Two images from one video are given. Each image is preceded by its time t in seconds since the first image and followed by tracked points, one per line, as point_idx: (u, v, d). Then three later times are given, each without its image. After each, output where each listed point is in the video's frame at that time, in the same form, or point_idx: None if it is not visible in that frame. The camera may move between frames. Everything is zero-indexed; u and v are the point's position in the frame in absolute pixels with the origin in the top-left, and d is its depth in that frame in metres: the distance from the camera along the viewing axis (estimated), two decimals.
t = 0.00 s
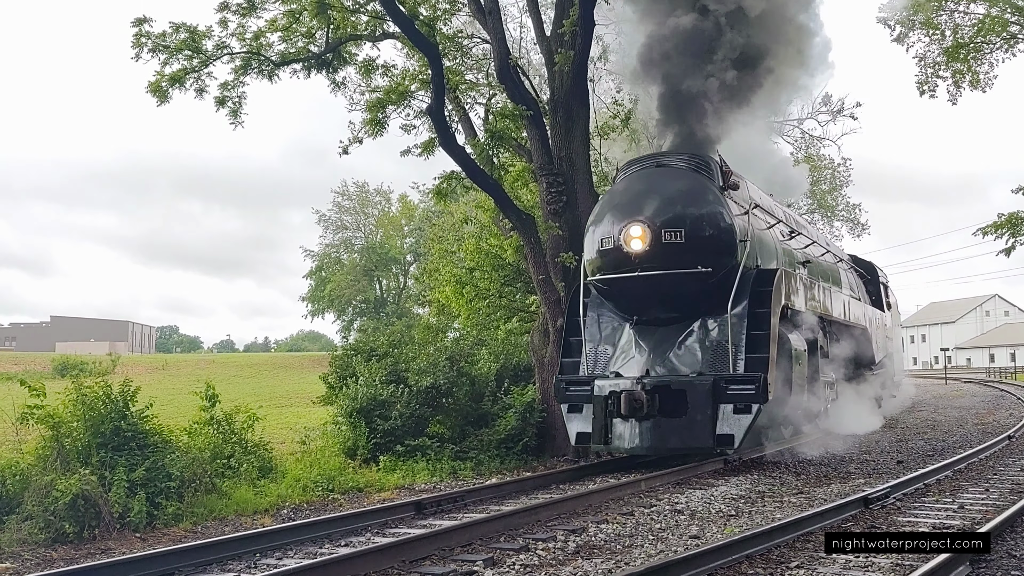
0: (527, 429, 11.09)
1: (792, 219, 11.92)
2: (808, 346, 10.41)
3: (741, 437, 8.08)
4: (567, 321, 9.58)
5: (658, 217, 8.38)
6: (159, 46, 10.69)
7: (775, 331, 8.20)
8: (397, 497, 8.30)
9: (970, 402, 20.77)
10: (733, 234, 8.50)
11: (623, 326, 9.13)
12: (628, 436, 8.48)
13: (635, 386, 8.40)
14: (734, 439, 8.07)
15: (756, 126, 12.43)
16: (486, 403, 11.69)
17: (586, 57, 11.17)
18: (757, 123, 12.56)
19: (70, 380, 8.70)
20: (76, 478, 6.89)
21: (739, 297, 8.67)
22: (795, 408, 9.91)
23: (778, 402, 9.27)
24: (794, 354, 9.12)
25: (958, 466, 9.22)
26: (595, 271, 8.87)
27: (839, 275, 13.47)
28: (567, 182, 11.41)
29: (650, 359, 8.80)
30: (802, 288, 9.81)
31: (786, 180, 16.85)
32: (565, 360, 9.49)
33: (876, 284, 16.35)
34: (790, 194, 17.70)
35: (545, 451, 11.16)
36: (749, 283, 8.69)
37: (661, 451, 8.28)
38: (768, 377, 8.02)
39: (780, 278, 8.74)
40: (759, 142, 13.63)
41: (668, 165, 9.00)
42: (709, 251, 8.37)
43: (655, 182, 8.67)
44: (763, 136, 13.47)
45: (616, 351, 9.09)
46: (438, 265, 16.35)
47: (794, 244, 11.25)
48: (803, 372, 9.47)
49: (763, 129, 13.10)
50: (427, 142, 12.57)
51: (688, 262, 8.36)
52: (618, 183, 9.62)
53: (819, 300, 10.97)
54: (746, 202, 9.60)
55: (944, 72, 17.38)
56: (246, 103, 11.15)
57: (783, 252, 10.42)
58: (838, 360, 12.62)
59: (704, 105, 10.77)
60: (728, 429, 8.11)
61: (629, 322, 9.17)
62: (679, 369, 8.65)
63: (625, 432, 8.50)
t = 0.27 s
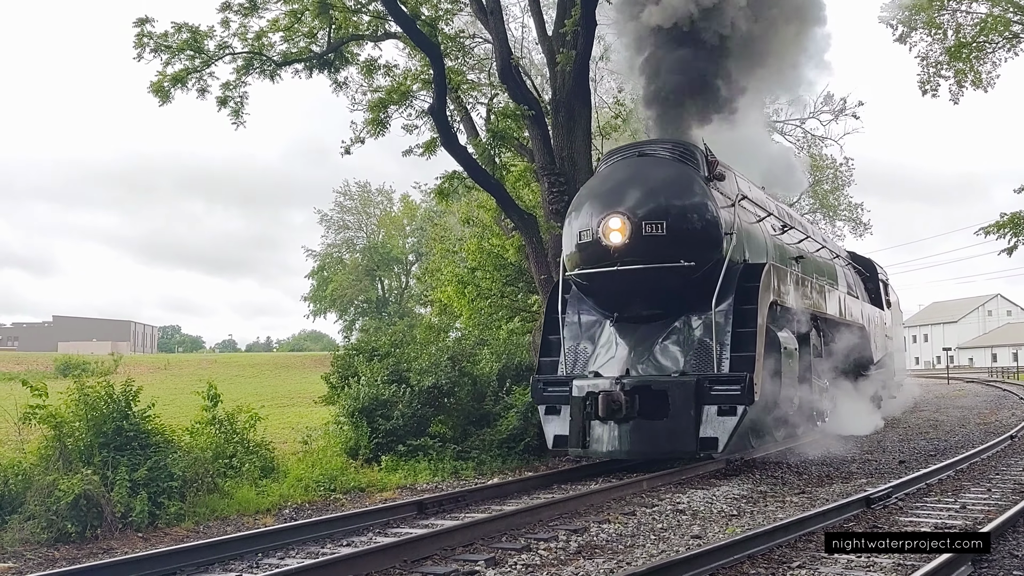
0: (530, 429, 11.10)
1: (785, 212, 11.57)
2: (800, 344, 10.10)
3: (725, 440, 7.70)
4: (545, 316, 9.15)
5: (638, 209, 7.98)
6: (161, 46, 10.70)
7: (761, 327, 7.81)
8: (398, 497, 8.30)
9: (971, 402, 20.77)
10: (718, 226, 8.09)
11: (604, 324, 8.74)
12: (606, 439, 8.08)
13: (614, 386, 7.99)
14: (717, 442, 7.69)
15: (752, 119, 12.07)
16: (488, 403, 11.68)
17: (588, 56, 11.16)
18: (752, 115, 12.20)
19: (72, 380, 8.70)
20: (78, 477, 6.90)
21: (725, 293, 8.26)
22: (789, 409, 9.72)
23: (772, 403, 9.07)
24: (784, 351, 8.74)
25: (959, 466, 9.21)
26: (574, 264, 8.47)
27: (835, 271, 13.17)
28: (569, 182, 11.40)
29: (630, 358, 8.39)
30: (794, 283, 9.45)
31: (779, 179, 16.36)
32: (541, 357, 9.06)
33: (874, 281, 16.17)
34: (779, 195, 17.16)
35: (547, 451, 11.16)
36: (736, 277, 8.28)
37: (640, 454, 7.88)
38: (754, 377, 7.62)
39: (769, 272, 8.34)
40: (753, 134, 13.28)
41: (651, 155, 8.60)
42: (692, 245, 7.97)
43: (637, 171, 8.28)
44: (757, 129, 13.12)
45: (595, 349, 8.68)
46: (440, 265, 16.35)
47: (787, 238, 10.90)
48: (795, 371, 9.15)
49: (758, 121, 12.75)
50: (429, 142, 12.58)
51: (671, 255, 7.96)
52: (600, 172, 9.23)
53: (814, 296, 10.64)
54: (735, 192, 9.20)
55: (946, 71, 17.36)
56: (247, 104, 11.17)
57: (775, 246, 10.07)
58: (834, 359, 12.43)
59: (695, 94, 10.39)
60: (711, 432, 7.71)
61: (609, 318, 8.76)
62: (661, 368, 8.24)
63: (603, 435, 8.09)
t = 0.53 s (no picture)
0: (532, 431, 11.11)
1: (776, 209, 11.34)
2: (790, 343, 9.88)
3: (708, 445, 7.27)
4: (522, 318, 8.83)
5: (616, 201, 7.65)
6: (163, 48, 10.72)
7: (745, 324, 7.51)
8: (400, 498, 8.30)
9: (973, 403, 20.77)
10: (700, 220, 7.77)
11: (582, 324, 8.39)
12: (581, 445, 7.59)
13: (590, 388, 7.59)
14: (699, 447, 7.25)
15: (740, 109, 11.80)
16: (490, 404, 11.68)
17: (590, 57, 11.16)
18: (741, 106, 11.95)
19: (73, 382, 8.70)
20: (80, 479, 6.90)
21: (708, 291, 7.91)
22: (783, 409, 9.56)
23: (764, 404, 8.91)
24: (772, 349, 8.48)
25: (962, 467, 9.19)
26: (550, 260, 8.15)
27: (829, 269, 12.95)
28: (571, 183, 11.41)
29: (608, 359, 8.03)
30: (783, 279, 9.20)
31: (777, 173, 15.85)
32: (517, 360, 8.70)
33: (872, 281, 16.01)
34: (775, 195, 16.77)
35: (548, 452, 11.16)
36: (719, 274, 7.95)
37: (617, 461, 7.39)
38: (738, 378, 7.24)
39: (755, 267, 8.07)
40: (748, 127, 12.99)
41: (633, 147, 8.31)
42: (674, 239, 7.62)
43: (615, 161, 7.97)
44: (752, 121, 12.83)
45: (571, 350, 8.32)
46: (442, 266, 16.36)
47: (776, 234, 10.66)
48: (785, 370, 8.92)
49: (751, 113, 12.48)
50: (431, 144, 12.59)
51: (650, 250, 7.61)
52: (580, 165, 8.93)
53: (806, 293, 10.40)
54: (718, 186, 8.95)
55: (947, 73, 17.36)
56: (249, 105, 11.18)
57: (763, 242, 9.83)
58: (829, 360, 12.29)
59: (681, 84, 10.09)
60: (693, 437, 7.28)
61: (587, 319, 8.42)
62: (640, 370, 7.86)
63: (576, 442, 7.60)
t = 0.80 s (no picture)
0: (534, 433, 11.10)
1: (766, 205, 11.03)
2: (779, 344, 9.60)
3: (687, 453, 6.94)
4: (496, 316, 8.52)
5: (592, 194, 7.34)
6: (165, 51, 10.74)
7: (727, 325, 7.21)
8: (402, 501, 8.29)
9: (976, 406, 20.74)
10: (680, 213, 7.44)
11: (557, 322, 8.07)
12: (554, 452, 7.28)
13: (563, 391, 7.27)
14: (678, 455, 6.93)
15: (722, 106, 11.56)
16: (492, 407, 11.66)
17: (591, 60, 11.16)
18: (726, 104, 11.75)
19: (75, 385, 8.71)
20: (81, 482, 6.89)
21: (689, 289, 7.56)
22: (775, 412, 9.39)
23: (754, 406, 8.72)
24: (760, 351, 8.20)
25: (964, 470, 9.17)
26: (524, 255, 7.82)
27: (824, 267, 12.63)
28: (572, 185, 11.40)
29: (583, 360, 7.69)
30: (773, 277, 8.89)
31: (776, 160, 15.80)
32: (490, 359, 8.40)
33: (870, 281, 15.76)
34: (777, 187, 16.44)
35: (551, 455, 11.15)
36: (701, 271, 7.61)
37: (590, 469, 7.09)
38: (718, 382, 6.91)
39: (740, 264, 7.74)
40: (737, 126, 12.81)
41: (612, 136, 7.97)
42: (651, 233, 7.31)
43: (592, 151, 7.66)
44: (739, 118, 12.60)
45: (546, 350, 8.01)
46: (444, 269, 16.37)
47: (766, 231, 10.34)
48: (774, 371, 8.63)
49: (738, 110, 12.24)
50: (432, 146, 12.60)
51: (626, 246, 7.31)
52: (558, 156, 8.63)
53: (800, 292, 10.06)
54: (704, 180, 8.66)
55: (949, 75, 17.36)
56: (251, 108, 11.20)
57: (751, 239, 9.52)
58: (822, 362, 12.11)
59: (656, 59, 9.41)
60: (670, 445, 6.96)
61: (561, 318, 8.11)
62: (617, 372, 7.53)
63: (548, 449, 7.28)
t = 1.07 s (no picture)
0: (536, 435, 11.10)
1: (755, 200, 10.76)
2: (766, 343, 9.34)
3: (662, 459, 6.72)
4: (466, 318, 8.28)
5: (562, 184, 7.15)
6: (167, 54, 10.76)
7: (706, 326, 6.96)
8: (403, 504, 8.29)
9: (979, 408, 20.69)
10: (656, 206, 7.25)
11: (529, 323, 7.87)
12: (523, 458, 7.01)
13: (532, 395, 7.02)
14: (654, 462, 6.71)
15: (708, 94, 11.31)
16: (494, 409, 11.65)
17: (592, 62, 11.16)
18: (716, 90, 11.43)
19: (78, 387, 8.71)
20: (84, 484, 6.90)
21: (667, 287, 7.34)
22: (765, 414, 9.23)
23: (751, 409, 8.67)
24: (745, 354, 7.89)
25: (966, 473, 9.15)
26: (494, 249, 7.61)
27: (817, 266, 12.36)
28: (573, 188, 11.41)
29: (555, 361, 7.46)
30: (759, 274, 8.61)
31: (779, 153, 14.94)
32: (460, 363, 8.19)
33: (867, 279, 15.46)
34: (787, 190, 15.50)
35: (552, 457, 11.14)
36: (679, 267, 7.38)
37: (560, 477, 6.81)
38: (697, 385, 6.70)
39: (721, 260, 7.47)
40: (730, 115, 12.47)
41: (587, 124, 7.74)
42: (625, 226, 7.12)
43: (564, 140, 7.47)
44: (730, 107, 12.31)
45: (516, 352, 7.80)
46: (446, 271, 16.38)
47: (754, 227, 10.03)
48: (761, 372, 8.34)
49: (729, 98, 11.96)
50: (433, 149, 12.62)
51: (599, 239, 7.12)
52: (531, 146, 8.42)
53: (791, 291, 9.77)
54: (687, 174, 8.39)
55: (951, 77, 17.36)
56: (252, 111, 11.22)
57: (737, 235, 9.26)
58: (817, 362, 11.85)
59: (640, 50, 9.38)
60: (646, 451, 6.76)
61: (534, 320, 7.91)
62: (591, 374, 7.30)
63: (515, 456, 7.02)
